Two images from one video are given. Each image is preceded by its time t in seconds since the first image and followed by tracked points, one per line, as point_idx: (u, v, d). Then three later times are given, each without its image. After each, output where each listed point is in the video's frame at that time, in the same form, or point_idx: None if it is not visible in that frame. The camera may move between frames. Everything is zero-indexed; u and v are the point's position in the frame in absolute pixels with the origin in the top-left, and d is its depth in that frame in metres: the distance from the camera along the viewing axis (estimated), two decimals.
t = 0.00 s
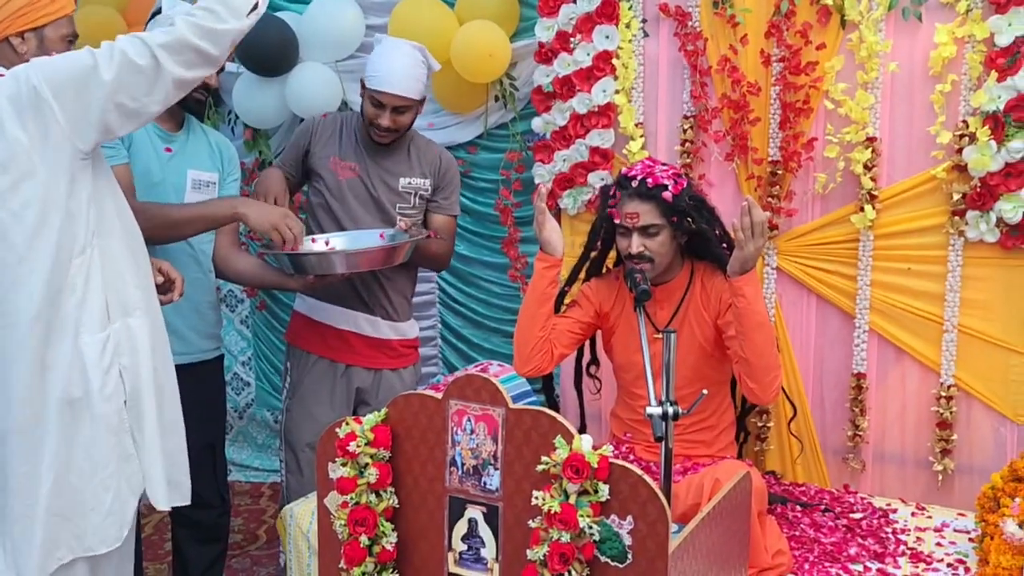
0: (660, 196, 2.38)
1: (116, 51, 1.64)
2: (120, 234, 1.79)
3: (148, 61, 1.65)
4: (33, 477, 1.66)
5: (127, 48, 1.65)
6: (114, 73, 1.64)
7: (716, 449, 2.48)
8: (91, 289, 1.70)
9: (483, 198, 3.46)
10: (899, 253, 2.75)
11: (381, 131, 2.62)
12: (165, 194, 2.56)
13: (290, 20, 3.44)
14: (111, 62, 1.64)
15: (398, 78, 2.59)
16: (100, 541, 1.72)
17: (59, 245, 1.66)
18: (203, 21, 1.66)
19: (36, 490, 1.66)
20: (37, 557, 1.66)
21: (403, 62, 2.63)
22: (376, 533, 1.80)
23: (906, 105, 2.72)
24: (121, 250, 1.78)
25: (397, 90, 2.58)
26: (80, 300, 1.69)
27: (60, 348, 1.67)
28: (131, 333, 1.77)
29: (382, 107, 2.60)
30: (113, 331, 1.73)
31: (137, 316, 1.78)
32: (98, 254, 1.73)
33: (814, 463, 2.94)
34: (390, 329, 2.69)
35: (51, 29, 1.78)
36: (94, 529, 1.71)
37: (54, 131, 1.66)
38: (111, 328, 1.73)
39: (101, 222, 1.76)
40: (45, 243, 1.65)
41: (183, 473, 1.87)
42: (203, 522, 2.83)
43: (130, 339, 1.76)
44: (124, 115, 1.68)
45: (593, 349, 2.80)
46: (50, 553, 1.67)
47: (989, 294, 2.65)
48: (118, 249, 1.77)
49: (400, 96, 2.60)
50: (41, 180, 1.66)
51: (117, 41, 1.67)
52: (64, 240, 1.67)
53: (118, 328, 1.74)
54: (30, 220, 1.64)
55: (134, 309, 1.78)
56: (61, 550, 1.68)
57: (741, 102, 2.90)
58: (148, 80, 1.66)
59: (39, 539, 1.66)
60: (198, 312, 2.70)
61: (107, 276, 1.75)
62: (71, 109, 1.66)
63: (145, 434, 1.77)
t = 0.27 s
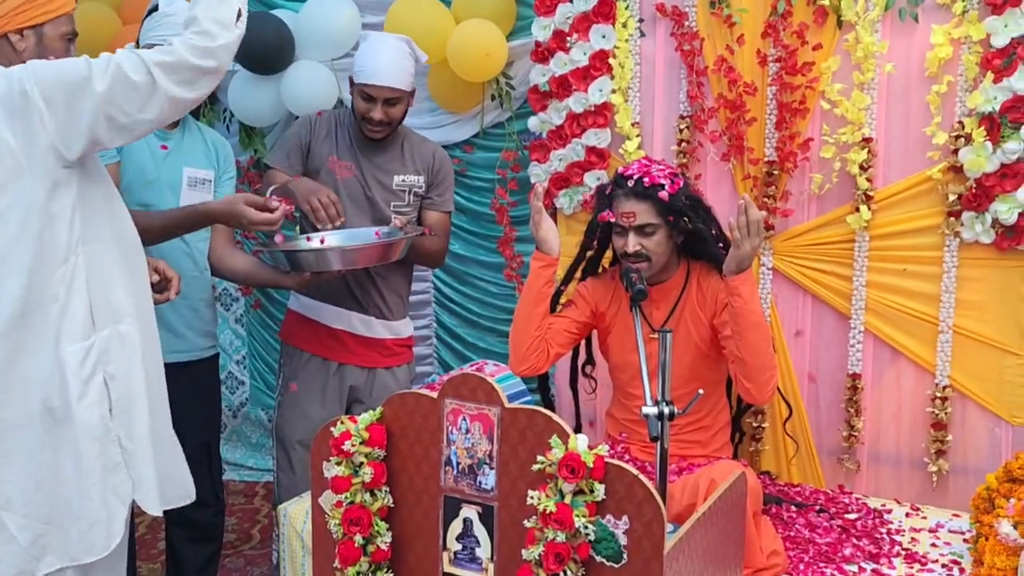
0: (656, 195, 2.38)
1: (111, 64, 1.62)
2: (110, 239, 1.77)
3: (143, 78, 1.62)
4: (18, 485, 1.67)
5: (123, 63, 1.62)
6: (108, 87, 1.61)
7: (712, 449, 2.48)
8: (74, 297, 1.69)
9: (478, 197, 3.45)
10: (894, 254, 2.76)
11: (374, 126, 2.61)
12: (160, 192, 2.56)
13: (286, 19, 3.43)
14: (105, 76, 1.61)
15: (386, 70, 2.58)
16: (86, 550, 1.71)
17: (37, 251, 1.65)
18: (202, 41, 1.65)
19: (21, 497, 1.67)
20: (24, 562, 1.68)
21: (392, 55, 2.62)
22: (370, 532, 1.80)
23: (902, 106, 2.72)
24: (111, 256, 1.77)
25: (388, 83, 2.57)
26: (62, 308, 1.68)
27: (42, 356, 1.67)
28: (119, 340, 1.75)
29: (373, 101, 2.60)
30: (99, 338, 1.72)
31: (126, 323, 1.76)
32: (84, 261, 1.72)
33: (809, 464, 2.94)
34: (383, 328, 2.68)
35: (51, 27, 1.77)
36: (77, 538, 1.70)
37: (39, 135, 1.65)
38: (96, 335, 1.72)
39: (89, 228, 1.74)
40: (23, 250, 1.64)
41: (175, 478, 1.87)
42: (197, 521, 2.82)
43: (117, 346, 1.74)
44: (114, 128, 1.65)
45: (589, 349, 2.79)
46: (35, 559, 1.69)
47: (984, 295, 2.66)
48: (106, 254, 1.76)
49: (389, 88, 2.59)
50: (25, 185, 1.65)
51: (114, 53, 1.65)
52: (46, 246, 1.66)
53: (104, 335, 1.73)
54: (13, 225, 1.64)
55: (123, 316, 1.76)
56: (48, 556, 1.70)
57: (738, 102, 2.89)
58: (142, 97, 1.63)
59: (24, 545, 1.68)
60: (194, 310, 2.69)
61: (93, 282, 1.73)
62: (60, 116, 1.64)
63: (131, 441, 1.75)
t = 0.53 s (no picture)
0: (661, 198, 2.37)
1: (126, 82, 1.61)
2: (116, 247, 1.78)
3: (158, 98, 1.63)
4: (14, 489, 1.67)
5: (138, 84, 1.61)
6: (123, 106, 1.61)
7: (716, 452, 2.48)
8: (78, 304, 1.69)
9: (482, 200, 3.46)
10: (898, 257, 2.75)
11: (377, 125, 2.61)
12: (164, 193, 2.57)
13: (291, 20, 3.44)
14: (119, 95, 1.61)
15: (387, 69, 2.58)
16: (74, 560, 1.69)
17: (39, 255, 1.65)
18: (215, 63, 1.66)
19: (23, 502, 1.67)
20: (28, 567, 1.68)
21: (394, 54, 2.62)
22: (375, 535, 1.79)
23: (907, 109, 2.72)
24: (116, 264, 1.77)
25: (390, 81, 2.58)
26: (67, 315, 1.68)
27: (45, 362, 1.67)
28: (122, 349, 1.75)
29: (376, 100, 2.60)
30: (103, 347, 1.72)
31: (129, 331, 1.77)
32: (89, 268, 1.72)
33: (813, 467, 2.94)
34: (385, 330, 2.68)
35: (61, 29, 1.77)
36: (71, 546, 1.69)
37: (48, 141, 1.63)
38: (100, 343, 1.72)
39: (95, 236, 1.75)
40: (26, 255, 1.64)
41: (181, 488, 1.86)
42: (201, 522, 2.82)
43: (120, 354, 1.75)
44: (127, 146, 1.66)
45: (593, 351, 2.79)
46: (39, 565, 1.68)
47: (989, 299, 2.65)
48: (111, 262, 1.76)
49: (392, 86, 2.59)
50: (31, 190, 1.66)
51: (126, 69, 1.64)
52: (51, 253, 1.67)
53: (108, 343, 1.73)
54: (16, 227, 1.65)
55: (128, 325, 1.77)
56: (51, 562, 1.69)
57: (742, 105, 2.89)
58: (157, 117, 1.64)
59: (26, 550, 1.68)
60: (198, 312, 2.70)
61: (99, 290, 1.74)
62: (66, 125, 1.63)
63: (128, 450, 1.75)
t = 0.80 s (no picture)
0: (665, 202, 2.38)
1: (124, 49, 1.63)
2: (127, 235, 1.79)
3: (156, 57, 1.64)
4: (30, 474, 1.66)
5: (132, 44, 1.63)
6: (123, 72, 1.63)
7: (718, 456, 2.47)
8: (94, 285, 1.70)
9: (484, 203, 3.46)
10: (900, 261, 2.75)
11: (386, 130, 2.62)
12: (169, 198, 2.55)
13: (293, 24, 3.44)
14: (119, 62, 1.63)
15: (399, 77, 2.59)
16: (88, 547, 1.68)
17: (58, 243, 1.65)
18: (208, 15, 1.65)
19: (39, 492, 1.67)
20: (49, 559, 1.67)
21: (404, 61, 2.63)
22: (379, 538, 1.79)
23: (909, 113, 2.72)
24: (127, 252, 1.78)
25: (402, 89, 2.59)
26: (82, 299, 1.69)
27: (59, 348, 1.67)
28: (132, 334, 1.76)
29: (386, 106, 2.60)
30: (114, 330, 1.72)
31: (140, 318, 1.77)
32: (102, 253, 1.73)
33: (815, 471, 2.94)
34: (388, 333, 2.68)
35: (62, 31, 1.77)
36: (82, 533, 1.68)
37: (59, 130, 1.64)
38: (112, 328, 1.73)
39: (109, 225, 1.75)
40: (42, 244, 1.64)
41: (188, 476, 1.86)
42: (203, 525, 2.82)
43: (131, 339, 1.75)
44: (129, 113, 1.66)
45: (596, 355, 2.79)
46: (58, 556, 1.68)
47: (991, 304, 2.65)
48: (123, 249, 1.77)
49: (402, 94, 2.60)
50: (47, 181, 1.65)
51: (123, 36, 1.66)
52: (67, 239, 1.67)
53: (120, 328, 1.74)
54: (37, 224, 1.64)
55: (138, 310, 1.78)
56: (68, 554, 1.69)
57: (745, 108, 2.89)
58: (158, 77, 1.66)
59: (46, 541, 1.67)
60: (202, 314, 2.70)
61: (112, 276, 1.74)
62: (77, 110, 1.64)
63: (138, 437, 1.75)
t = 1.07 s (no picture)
0: (664, 205, 2.38)
1: (123, 59, 1.63)
2: (127, 243, 1.78)
3: (154, 69, 1.64)
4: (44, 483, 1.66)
5: (131, 55, 1.63)
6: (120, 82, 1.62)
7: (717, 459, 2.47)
8: (98, 294, 1.70)
9: (483, 205, 3.46)
10: (898, 264, 2.76)
11: (376, 133, 2.62)
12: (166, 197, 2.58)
13: (292, 26, 3.45)
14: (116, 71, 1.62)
15: (391, 78, 2.58)
16: (112, 551, 1.71)
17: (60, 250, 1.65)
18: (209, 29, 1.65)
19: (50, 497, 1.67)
20: (57, 564, 1.67)
21: (397, 61, 2.63)
22: (377, 540, 1.79)
23: (908, 116, 2.72)
24: (128, 260, 1.77)
25: (393, 90, 2.58)
26: (86, 308, 1.68)
27: (66, 357, 1.66)
28: (135, 342, 1.76)
29: (377, 108, 2.60)
30: (117, 340, 1.72)
31: (140, 325, 1.77)
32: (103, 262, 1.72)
33: (814, 474, 2.93)
34: (385, 335, 2.68)
35: (61, 34, 1.77)
36: (107, 537, 1.70)
37: (56, 136, 1.64)
38: (115, 336, 1.72)
39: (108, 230, 1.75)
40: (47, 252, 1.64)
41: (194, 481, 1.85)
42: (201, 527, 2.82)
43: (134, 348, 1.75)
44: (128, 122, 1.66)
45: (594, 357, 2.79)
46: (67, 561, 1.67)
47: (989, 306, 2.66)
48: (123, 257, 1.76)
49: (394, 96, 2.60)
50: (46, 188, 1.64)
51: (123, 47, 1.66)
52: (68, 248, 1.67)
53: (123, 336, 1.73)
54: (32, 229, 1.63)
55: (139, 316, 1.77)
56: (79, 558, 1.69)
57: (743, 111, 2.90)
58: (154, 90, 1.65)
59: (54, 547, 1.66)
60: (201, 316, 2.70)
61: (114, 283, 1.74)
62: (77, 117, 1.64)
63: (146, 442, 1.75)
